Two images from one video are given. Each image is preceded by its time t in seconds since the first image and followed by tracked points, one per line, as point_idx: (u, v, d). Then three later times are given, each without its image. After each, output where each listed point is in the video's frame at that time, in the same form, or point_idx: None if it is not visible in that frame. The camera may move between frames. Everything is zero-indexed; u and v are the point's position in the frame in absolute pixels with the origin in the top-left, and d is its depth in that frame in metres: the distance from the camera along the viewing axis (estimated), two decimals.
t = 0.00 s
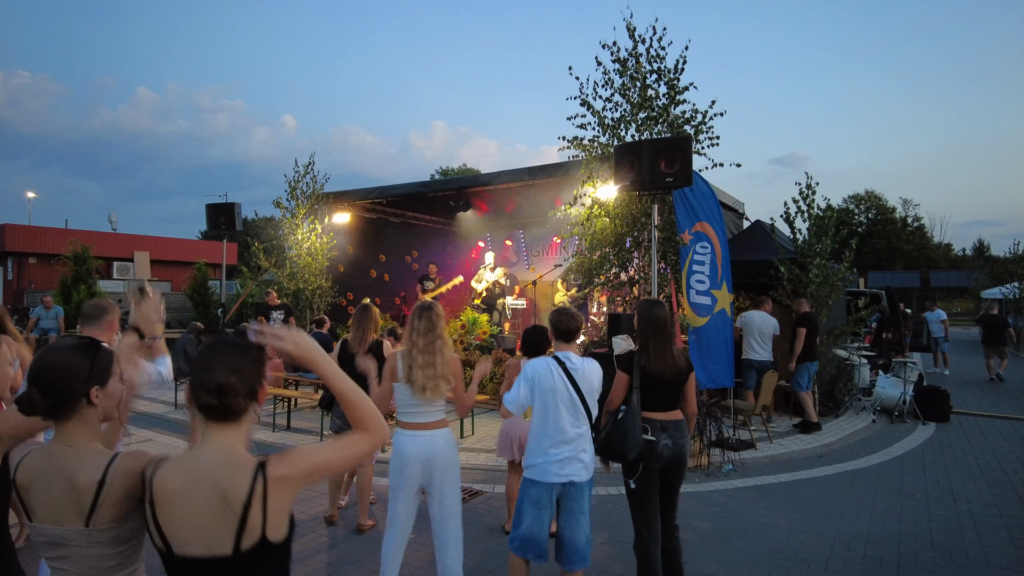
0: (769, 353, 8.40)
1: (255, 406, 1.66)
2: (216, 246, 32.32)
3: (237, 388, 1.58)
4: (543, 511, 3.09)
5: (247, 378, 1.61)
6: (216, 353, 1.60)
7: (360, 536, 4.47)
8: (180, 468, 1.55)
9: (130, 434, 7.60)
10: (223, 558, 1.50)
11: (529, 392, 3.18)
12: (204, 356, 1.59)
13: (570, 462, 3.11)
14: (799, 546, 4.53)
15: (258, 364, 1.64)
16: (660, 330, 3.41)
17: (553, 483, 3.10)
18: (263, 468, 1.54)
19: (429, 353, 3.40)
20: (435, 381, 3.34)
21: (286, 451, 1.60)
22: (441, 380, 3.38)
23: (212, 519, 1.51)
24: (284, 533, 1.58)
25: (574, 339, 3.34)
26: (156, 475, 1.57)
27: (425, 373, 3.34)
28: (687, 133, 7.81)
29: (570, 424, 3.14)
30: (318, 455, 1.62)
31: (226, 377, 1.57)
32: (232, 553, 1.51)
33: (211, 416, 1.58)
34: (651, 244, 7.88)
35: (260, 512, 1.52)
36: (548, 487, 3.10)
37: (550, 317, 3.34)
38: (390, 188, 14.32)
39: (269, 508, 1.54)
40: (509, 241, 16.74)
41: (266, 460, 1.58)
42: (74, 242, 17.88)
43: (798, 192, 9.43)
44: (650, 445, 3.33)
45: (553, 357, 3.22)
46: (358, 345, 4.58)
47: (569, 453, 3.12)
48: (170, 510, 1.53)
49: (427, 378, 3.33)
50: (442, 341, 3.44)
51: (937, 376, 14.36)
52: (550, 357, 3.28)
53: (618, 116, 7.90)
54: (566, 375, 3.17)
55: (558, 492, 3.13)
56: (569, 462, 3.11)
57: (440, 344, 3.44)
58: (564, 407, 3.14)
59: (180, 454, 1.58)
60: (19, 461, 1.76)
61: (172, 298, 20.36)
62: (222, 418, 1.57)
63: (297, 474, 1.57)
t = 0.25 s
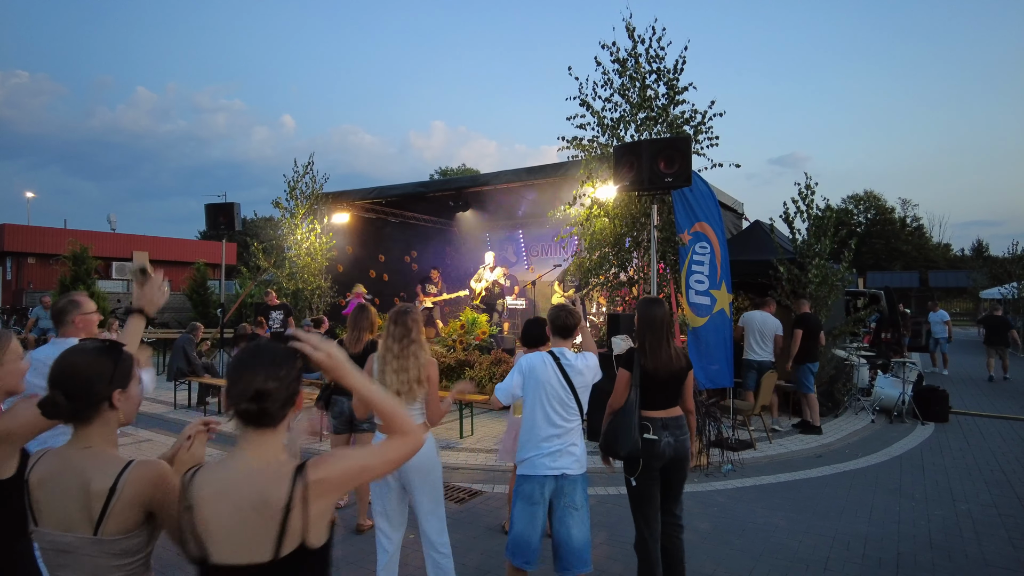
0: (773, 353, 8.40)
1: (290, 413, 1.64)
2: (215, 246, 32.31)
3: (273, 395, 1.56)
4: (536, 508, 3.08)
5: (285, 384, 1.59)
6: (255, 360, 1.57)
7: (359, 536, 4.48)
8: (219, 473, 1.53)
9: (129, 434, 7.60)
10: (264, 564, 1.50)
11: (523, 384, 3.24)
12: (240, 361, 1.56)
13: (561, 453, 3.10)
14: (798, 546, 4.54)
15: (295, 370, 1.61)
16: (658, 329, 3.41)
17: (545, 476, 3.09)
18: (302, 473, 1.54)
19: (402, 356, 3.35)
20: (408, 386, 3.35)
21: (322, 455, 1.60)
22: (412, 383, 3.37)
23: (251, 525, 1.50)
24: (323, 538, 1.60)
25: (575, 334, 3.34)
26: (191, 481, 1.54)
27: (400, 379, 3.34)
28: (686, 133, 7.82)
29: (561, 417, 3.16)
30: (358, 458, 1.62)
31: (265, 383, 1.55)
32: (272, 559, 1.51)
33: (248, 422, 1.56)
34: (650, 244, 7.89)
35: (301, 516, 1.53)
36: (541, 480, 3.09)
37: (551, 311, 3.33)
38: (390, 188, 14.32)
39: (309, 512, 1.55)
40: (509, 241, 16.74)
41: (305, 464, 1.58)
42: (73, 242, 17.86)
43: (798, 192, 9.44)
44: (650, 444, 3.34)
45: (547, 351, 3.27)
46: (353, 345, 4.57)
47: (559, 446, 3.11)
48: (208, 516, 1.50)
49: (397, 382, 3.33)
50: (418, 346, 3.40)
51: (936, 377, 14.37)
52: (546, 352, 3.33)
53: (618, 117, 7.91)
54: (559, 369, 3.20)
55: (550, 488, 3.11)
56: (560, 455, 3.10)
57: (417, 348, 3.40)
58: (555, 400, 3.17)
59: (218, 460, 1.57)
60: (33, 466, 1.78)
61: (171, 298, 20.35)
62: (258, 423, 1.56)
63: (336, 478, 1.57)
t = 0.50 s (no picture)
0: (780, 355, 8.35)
1: (310, 409, 1.63)
2: (214, 246, 32.29)
3: (289, 393, 1.55)
4: (525, 513, 3.09)
5: (300, 379, 1.58)
6: (266, 357, 1.56)
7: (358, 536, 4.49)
8: (244, 469, 1.52)
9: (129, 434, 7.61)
10: (293, 559, 1.51)
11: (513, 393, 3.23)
12: (256, 360, 1.56)
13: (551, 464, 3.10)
14: (797, 546, 4.54)
15: (311, 367, 1.60)
16: (661, 328, 3.42)
17: (535, 486, 3.10)
18: (329, 468, 1.55)
19: (380, 351, 3.38)
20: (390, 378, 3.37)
21: (346, 450, 1.60)
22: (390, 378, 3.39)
23: (279, 520, 1.50)
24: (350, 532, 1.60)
25: (560, 343, 3.35)
26: (216, 479, 1.53)
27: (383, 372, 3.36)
28: (685, 133, 7.82)
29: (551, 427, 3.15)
30: (384, 450, 1.63)
31: (279, 381, 1.54)
32: (302, 554, 1.51)
33: (266, 421, 1.56)
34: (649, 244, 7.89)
35: (329, 511, 1.53)
36: (531, 491, 3.10)
37: (540, 318, 3.30)
38: (389, 188, 14.32)
39: (337, 507, 1.55)
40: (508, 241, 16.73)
41: (331, 459, 1.58)
42: (73, 242, 17.87)
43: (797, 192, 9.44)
44: (656, 444, 3.33)
45: (537, 360, 3.27)
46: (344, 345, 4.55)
47: (549, 457, 3.11)
48: (235, 512, 1.50)
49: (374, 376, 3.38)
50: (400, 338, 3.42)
51: (935, 377, 14.37)
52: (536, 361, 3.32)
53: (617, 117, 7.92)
54: (549, 378, 3.19)
55: (541, 497, 3.12)
56: (550, 465, 3.10)
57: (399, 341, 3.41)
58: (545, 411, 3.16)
59: (241, 457, 1.56)
60: (51, 457, 1.80)
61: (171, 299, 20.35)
62: (277, 421, 1.56)
63: (363, 472, 1.59)
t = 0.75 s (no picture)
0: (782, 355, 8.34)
1: (309, 434, 1.62)
2: (213, 246, 32.29)
3: (286, 420, 1.54)
4: (517, 508, 3.09)
5: (298, 407, 1.57)
6: (268, 385, 1.57)
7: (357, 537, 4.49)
8: (244, 494, 1.54)
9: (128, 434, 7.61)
10: None
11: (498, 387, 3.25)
12: (255, 387, 1.56)
13: (540, 454, 3.12)
14: (796, 546, 4.55)
15: (309, 393, 1.60)
16: (663, 329, 3.44)
17: (525, 476, 3.10)
18: (325, 495, 1.53)
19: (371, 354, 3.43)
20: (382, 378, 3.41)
21: (348, 477, 1.60)
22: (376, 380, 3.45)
23: (275, 546, 1.50)
24: (346, 555, 1.56)
25: (542, 340, 3.34)
26: (216, 503, 1.55)
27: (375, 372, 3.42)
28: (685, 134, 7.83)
29: (538, 418, 3.17)
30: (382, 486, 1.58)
31: (275, 408, 1.54)
32: None
33: (264, 446, 1.56)
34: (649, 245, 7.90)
35: (324, 540, 1.51)
36: (521, 481, 3.10)
37: (521, 314, 3.32)
38: (388, 188, 14.33)
39: (333, 535, 1.52)
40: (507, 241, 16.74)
41: (329, 485, 1.57)
42: (72, 242, 17.85)
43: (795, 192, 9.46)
44: (658, 446, 3.33)
45: (520, 352, 3.30)
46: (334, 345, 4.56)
47: (537, 448, 3.12)
48: (234, 538, 1.52)
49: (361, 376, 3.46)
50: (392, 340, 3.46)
51: (934, 377, 14.40)
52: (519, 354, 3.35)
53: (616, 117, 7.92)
54: (533, 369, 3.22)
55: (532, 490, 3.12)
56: (538, 456, 3.11)
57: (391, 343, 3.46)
58: (531, 402, 3.17)
59: (242, 480, 1.58)
60: (45, 462, 1.79)
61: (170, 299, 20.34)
62: (274, 448, 1.56)
63: (359, 500, 1.55)
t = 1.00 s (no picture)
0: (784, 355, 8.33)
1: (285, 404, 1.66)
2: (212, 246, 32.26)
3: (262, 389, 1.58)
4: (505, 511, 3.08)
5: (274, 376, 1.61)
6: (247, 352, 1.61)
7: (356, 537, 4.49)
8: (223, 461, 1.57)
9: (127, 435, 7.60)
10: (264, 546, 1.55)
11: (485, 392, 3.23)
12: (236, 355, 1.60)
13: (530, 458, 3.12)
14: (794, 546, 4.56)
15: (287, 364, 1.64)
16: (659, 329, 3.43)
17: (516, 482, 3.10)
18: (302, 463, 1.58)
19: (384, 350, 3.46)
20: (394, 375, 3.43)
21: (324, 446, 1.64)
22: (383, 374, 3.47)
23: (253, 511, 1.55)
24: (319, 524, 1.63)
25: (527, 340, 3.35)
26: (196, 470, 1.58)
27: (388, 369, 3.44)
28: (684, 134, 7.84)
29: (527, 422, 3.17)
30: (358, 451, 1.65)
31: (252, 376, 1.58)
32: (271, 543, 1.56)
33: (240, 414, 1.60)
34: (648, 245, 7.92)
35: (300, 504, 1.56)
36: (512, 486, 3.10)
37: (506, 315, 3.32)
38: (388, 188, 14.32)
39: (307, 501, 1.58)
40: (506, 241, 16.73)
41: (306, 454, 1.62)
42: (70, 242, 17.82)
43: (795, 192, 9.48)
44: (654, 445, 3.34)
45: (505, 356, 3.28)
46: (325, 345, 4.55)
47: (527, 452, 3.12)
48: (211, 503, 1.56)
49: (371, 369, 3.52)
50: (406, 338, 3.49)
51: (933, 377, 14.41)
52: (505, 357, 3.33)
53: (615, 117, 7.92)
54: (519, 373, 3.21)
55: (522, 492, 3.12)
56: (528, 460, 3.11)
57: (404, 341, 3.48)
58: (519, 406, 3.17)
59: (220, 447, 1.61)
60: (33, 456, 1.79)
61: (169, 299, 20.31)
62: (251, 416, 1.59)
63: (335, 469, 1.61)
